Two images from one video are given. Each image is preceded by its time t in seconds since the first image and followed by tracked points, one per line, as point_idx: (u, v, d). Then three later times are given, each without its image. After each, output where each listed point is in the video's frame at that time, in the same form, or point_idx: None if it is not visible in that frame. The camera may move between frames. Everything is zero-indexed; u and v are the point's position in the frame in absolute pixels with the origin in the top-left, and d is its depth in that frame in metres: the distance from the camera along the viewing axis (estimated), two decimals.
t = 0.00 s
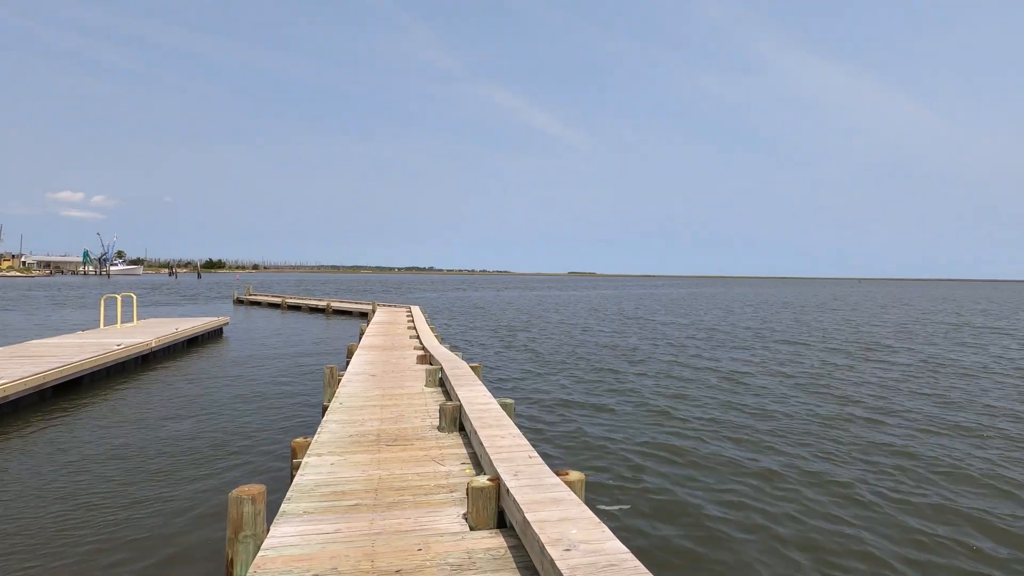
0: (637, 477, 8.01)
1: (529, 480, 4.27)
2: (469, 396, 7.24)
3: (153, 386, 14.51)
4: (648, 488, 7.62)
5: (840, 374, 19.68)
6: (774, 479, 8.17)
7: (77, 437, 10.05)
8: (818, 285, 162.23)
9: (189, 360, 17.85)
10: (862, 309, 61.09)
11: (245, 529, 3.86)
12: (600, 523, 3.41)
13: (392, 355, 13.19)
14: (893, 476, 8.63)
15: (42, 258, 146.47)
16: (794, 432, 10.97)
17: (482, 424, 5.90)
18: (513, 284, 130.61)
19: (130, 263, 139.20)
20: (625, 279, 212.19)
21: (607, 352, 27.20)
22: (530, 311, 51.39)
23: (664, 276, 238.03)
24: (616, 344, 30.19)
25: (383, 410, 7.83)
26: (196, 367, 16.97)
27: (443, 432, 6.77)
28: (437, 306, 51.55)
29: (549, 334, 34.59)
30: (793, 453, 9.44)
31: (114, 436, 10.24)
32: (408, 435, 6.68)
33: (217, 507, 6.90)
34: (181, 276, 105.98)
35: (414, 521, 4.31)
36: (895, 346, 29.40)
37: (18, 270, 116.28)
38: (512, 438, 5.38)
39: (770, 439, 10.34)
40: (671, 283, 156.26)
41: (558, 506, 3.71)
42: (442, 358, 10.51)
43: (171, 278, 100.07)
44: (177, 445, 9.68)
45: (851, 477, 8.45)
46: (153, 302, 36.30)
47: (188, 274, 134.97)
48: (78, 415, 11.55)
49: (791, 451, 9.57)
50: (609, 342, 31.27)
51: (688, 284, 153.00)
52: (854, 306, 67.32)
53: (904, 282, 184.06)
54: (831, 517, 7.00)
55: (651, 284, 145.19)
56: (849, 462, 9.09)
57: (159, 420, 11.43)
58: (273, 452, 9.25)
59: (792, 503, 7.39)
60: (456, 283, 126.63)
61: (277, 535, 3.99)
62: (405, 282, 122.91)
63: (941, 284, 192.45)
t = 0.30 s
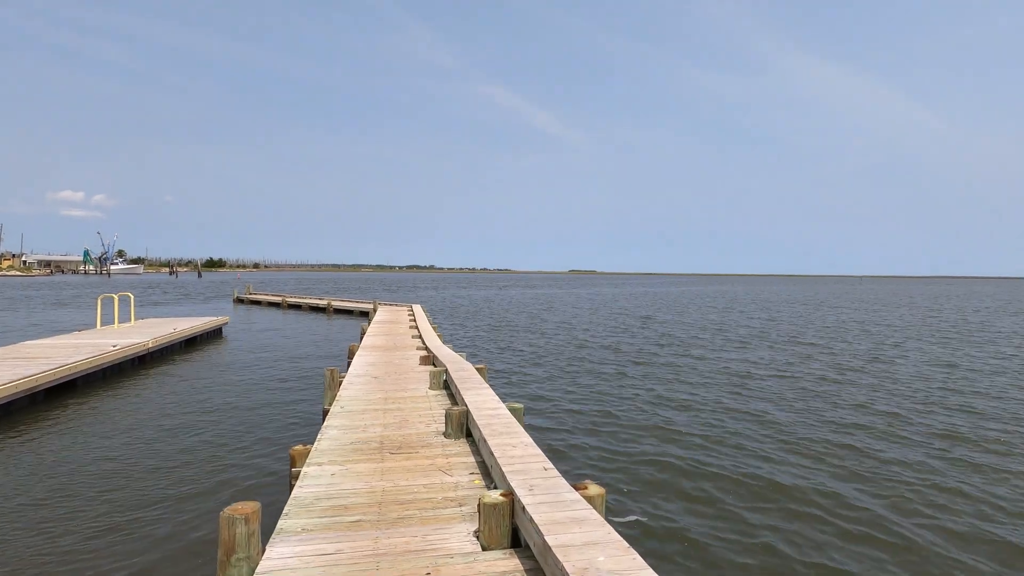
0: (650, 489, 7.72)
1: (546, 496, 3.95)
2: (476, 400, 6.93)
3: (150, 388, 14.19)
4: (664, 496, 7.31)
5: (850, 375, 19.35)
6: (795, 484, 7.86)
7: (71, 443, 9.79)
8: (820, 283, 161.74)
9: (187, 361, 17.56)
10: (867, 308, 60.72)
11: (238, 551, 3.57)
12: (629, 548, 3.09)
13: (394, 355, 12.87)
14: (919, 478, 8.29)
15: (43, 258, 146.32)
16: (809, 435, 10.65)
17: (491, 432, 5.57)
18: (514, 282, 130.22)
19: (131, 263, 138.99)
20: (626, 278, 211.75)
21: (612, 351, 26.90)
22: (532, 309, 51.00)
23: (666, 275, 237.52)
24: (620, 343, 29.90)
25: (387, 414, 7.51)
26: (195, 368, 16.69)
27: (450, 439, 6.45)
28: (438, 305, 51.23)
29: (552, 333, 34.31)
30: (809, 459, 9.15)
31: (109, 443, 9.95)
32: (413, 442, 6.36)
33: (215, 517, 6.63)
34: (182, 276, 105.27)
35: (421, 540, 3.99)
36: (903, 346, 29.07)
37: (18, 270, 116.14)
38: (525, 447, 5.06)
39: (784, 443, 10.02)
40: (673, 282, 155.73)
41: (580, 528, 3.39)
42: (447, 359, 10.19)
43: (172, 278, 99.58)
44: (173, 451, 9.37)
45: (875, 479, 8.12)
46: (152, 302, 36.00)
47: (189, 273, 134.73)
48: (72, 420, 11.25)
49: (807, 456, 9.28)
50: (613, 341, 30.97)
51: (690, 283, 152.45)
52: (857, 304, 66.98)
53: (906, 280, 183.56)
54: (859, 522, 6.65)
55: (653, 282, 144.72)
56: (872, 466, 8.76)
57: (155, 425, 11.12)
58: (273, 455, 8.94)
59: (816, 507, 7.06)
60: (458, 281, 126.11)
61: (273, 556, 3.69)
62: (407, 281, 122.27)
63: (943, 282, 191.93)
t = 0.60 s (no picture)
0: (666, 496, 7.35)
1: (562, 514, 3.55)
2: (481, 405, 6.54)
3: (143, 394, 13.79)
4: (680, 508, 6.94)
5: (860, 377, 18.97)
6: (817, 493, 7.48)
7: (57, 456, 9.43)
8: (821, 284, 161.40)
9: (181, 364, 17.21)
10: (870, 309, 60.37)
11: None
12: None
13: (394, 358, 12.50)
14: (947, 486, 7.89)
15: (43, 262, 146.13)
16: (827, 437, 10.26)
17: (499, 440, 5.16)
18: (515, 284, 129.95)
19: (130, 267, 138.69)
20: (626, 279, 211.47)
21: (615, 352, 26.56)
22: (533, 312, 50.64)
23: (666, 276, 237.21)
24: (623, 345, 29.53)
25: (386, 420, 7.13)
26: (189, 372, 16.34)
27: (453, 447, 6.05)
28: (439, 308, 50.90)
29: (554, 335, 33.94)
30: (830, 462, 8.76)
31: (98, 454, 9.57)
32: (414, 451, 5.97)
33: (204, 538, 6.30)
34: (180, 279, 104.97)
35: (424, 563, 3.59)
36: (909, 347, 28.72)
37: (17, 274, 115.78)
38: (536, 458, 4.67)
39: (803, 445, 9.64)
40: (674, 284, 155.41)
41: (604, 553, 3.00)
42: (449, 362, 9.81)
43: (171, 281, 99.21)
44: (163, 463, 8.97)
45: (899, 486, 7.75)
46: (149, 306, 35.67)
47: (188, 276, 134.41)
48: (60, 431, 10.85)
49: (828, 458, 8.89)
50: (616, 343, 30.62)
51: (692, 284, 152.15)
52: (860, 305, 66.63)
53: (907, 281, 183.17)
54: (889, 539, 6.27)
55: (654, 284, 144.40)
56: (893, 471, 8.39)
57: (147, 434, 10.73)
58: (268, 473, 8.57)
59: (843, 522, 6.65)
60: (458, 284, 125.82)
61: None
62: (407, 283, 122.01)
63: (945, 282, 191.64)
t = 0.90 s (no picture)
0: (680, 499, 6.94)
1: (579, 540, 3.20)
2: (484, 411, 6.19)
3: (133, 396, 13.36)
4: (697, 514, 6.53)
5: (867, 377, 18.65)
6: (841, 498, 7.09)
7: (42, 461, 9.06)
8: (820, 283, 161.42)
9: (175, 364, 16.82)
10: (869, 308, 60.22)
11: None
12: None
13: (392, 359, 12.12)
14: (972, 489, 7.57)
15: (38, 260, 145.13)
16: (842, 438, 9.90)
17: (505, 452, 4.80)
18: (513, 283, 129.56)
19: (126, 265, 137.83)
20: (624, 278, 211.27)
21: (616, 352, 26.27)
22: (533, 311, 50.29)
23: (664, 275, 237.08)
24: (624, 344, 29.25)
25: (384, 427, 6.76)
26: (183, 372, 15.96)
27: (455, 457, 5.68)
28: (438, 307, 50.55)
29: (554, 334, 33.64)
30: (850, 464, 8.38)
31: (81, 460, 9.13)
32: (413, 461, 5.62)
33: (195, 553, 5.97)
34: (177, 277, 104.14)
35: None
36: (912, 346, 28.54)
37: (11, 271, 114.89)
38: (546, 473, 4.30)
39: (819, 447, 9.26)
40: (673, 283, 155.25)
41: None
42: (449, 363, 9.44)
43: (166, 280, 98.74)
44: (153, 468, 8.60)
45: (919, 489, 7.46)
46: (144, 305, 35.19)
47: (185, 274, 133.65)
48: (44, 435, 10.42)
49: (847, 460, 8.52)
50: (617, 342, 30.32)
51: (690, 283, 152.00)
52: (859, 305, 66.51)
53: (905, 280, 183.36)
54: (922, 551, 5.88)
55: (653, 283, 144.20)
56: (912, 472, 8.10)
57: (134, 438, 10.30)
58: (260, 481, 8.16)
59: (864, 526, 6.35)
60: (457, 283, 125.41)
61: None
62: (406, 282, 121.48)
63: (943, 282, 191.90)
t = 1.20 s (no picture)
0: (700, 509, 6.62)
1: (606, 563, 2.86)
2: (490, 416, 5.86)
3: (125, 401, 13.00)
4: (717, 523, 6.23)
5: (873, 378, 18.41)
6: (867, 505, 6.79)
7: (28, 470, 8.71)
8: (818, 284, 161.43)
9: (169, 368, 16.48)
10: (869, 309, 60.10)
11: None
12: None
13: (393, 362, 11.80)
14: (995, 496, 7.30)
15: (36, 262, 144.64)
16: (858, 445, 9.62)
17: (517, 461, 4.46)
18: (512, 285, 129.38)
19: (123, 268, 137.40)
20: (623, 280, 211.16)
21: (618, 353, 25.98)
22: (531, 313, 50.03)
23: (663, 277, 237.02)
24: (625, 346, 28.99)
25: (386, 433, 6.43)
26: (177, 376, 15.62)
27: (461, 465, 5.34)
28: (437, 309, 50.26)
29: (554, 336, 33.37)
30: (871, 471, 8.09)
31: (70, 469, 8.76)
32: (416, 470, 5.27)
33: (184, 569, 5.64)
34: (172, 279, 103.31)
35: None
36: (914, 347, 28.35)
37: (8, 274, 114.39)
38: (563, 485, 3.95)
39: (838, 454, 8.94)
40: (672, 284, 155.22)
41: None
42: (451, 366, 9.14)
43: (164, 282, 98.42)
44: (143, 477, 8.27)
45: (941, 497, 7.18)
46: (139, 307, 34.80)
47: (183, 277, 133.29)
48: (32, 443, 10.04)
49: (867, 468, 8.23)
50: (618, 343, 30.04)
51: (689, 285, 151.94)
52: (859, 306, 66.39)
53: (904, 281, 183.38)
54: (957, 562, 5.58)
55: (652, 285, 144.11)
56: (932, 480, 7.82)
57: (126, 446, 9.95)
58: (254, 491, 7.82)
59: (888, 535, 6.07)
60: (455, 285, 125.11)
61: None
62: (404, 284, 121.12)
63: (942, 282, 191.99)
